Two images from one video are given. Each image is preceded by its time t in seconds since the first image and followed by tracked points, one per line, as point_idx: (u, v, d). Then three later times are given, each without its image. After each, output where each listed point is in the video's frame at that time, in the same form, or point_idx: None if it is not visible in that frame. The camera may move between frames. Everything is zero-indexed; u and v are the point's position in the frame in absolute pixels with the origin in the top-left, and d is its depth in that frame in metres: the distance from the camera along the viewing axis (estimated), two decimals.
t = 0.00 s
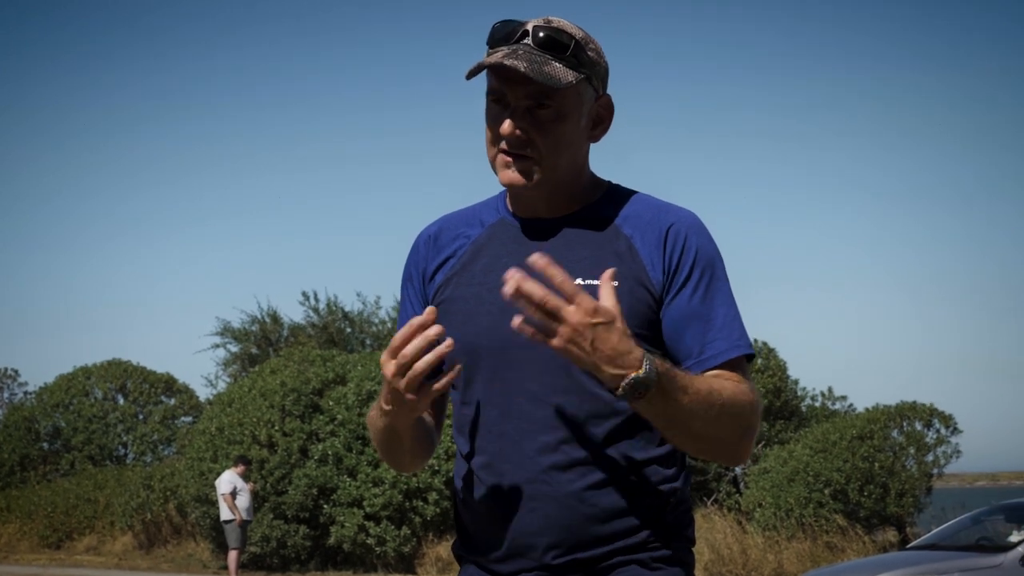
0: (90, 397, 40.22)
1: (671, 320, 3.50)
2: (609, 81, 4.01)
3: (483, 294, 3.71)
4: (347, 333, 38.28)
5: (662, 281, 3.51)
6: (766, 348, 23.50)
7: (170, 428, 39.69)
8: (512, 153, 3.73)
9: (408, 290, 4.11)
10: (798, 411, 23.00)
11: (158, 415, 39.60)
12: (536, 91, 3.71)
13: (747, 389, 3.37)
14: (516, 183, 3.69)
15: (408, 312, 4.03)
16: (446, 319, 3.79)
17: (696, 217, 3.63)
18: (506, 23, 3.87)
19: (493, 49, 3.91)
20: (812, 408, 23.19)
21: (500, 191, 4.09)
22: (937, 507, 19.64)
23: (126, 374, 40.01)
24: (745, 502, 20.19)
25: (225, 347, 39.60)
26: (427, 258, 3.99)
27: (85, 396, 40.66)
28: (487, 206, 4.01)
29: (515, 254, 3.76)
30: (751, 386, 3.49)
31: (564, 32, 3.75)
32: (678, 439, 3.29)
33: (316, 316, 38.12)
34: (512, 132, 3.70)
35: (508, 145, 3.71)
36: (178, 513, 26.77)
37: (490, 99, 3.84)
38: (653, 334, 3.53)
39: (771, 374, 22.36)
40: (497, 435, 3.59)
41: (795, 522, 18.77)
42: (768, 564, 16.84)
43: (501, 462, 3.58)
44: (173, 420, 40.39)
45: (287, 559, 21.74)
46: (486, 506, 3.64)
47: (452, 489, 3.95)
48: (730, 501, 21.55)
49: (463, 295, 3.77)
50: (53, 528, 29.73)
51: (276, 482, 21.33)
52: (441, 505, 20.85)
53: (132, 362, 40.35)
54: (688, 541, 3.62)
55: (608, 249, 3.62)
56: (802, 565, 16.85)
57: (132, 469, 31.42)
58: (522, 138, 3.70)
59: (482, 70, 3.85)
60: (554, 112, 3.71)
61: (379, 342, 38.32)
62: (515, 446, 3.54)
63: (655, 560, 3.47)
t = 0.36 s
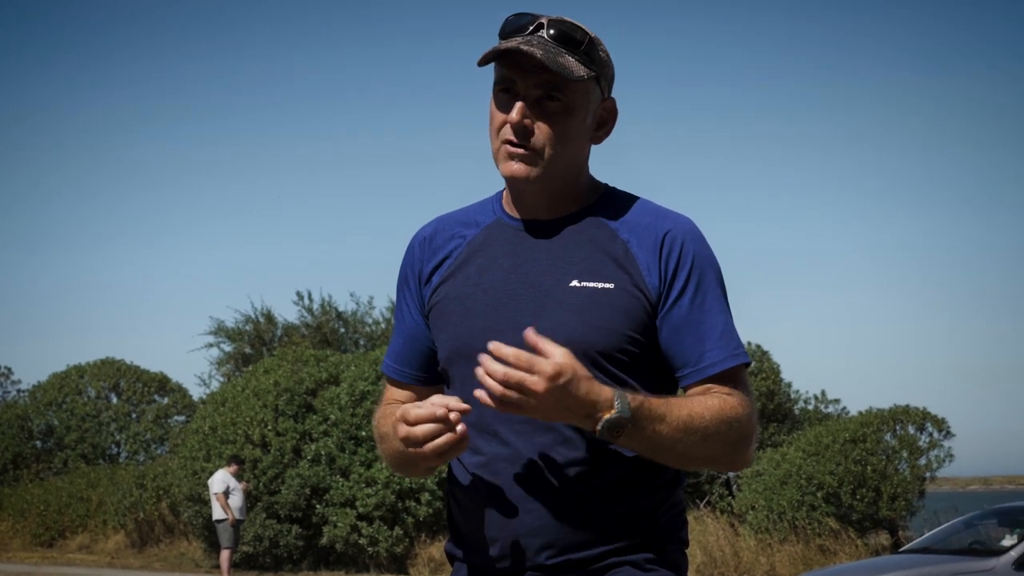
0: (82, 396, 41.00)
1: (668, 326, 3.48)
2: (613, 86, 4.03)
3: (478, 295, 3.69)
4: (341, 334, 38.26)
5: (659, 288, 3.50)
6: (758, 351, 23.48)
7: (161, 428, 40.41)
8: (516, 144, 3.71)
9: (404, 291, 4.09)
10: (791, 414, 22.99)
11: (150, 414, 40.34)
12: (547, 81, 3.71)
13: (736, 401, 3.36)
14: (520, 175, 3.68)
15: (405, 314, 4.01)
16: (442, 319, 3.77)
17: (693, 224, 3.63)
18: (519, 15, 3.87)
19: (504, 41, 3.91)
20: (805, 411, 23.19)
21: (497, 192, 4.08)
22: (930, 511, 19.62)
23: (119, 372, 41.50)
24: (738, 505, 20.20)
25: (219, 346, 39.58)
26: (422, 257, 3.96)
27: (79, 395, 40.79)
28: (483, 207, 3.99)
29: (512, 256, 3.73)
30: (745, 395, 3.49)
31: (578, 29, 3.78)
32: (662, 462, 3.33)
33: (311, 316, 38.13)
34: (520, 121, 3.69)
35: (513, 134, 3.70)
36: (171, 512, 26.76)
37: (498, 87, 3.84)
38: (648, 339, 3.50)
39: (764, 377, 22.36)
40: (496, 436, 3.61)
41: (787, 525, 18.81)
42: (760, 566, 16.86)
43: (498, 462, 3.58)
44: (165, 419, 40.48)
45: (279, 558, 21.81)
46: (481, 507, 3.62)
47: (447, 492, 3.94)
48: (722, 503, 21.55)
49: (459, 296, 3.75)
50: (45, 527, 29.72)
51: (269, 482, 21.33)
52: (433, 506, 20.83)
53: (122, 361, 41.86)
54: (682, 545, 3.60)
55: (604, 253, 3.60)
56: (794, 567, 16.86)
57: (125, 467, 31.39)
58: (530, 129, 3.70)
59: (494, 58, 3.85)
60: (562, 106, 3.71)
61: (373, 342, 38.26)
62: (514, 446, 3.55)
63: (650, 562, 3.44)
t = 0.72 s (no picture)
0: (82, 395, 40.85)
1: (664, 330, 3.49)
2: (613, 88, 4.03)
3: (475, 296, 3.70)
4: (341, 334, 38.28)
5: (655, 292, 3.50)
6: (757, 352, 23.49)
7: (161, 427, 40.21)
8: (516, 145, 3.71)
9: (404, 291, 4.10)
10: (790, 416, 23.01)
11: (150, 414, 40.30)
12: (546, 84, 3.70)
13: (731, 402, 3.37)
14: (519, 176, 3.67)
15: (404, 314, 4.02)
16: (441, 319, 3.78)
17: (691, 227, 3.62)
18: (519, 17, 3.86)
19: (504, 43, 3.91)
20: (804, 413, 23.21)
21: (497, 193, 4.08)
22: (929, 512, 19.61)
23: (119, 372, 41.39)
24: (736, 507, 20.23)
25: (218, 346, 39.55)
26: (422, 258, 3.97)
27: (79, 394, 40.78)
28: (482, 208, 3.99)
29: (510, 257, 3.74)
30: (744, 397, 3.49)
31: (579, 31, 3.77)
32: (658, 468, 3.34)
33: (311, 316, 38.15)
34: (519, 123, 3.69)
35: (512, 137, 3.70)
36: (171, 512, 26.77)
37: (498, 89, 3.83)
38: (644, 342, 3.51)
39: (763, 378, 22.37)
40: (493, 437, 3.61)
41: (787, 527, 18.82)
42: (759, 567, 16.85)
43: (495, 464, 3.59)
44: (165, 419, 40.47)
45: (278, 559, 21.81)
46: (478, 508, 3.63)
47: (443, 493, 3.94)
48: (721, 505, 21.60)
49: (457, 296, 3.75)
50: (44, 526, 29.69)
51: (268, 482, 21.33)
52: (433, 506, 20.87)
53: (123, 361, 41.79)
54: (680, 546, 3.59)
55: (601, 255, 3.60)
56: (793, 569, 16.85)
57: (124, 467, 31.37)
58: (529, 131, 3.70)
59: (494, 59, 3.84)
60: (561, 108, 3.71)
61: (372, 343, 38.26)
62: (511, 447, 3.55)
63: (647, 563, 3.44)
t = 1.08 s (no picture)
0: (82, 395, 40.72)
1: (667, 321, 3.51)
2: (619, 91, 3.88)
3: (478, 292, 3.70)
4: (341, 334, 38.29)
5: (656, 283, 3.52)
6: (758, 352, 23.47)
7: (162, 427, 40.10)
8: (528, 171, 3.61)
9: (404, 287, 4.09)
10: (791, 416, 22.96)
11: (150, 414, 40.12)
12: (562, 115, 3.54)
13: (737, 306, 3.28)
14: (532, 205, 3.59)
15: (404, 309, 4.02)
16: (442, 316, 3.78)
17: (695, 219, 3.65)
18: (531, 36, 3.64)
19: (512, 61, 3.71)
20: (804, 413, 23.21)
21: (500, 193, 4.06)
22: (928, 513, 19.60)
23: (119, 372, 40.92)
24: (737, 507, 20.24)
25: (218, 346, 39.52)
26: (424, 254, 3.97)
27: (79, 394, 40.68)
28: (486, 206, 3.98)
29: (513, 253, 3.73)
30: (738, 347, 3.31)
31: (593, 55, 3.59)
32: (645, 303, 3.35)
33: (311, 316, 38.14)
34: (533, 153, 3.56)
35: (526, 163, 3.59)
36: (171, 511, 26.77)
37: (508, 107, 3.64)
38: (646, 334, 3.52)
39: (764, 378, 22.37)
40: (487, 435, 3.60)
41: (787, 528, 18.81)
42: (759, 568, 16.84)
43: (494, 459, 3.57)
44: (165, 418, 40.44)
45: (278, 559, 21.80)
46: (477, 504, 3.62)
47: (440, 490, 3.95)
48: (721, 505, 21.62)
49: (459, 292, 3.76)
50: (44, 526, 29.69)
51: (268, 482, 21.31)
52: (433, 506, 20.88)
53: (123, 360, 41.48)
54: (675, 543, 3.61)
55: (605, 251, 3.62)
56: (794, 569, 16.84)
57: (124, 467, 31.34)
58: (540, 153, 3.56)
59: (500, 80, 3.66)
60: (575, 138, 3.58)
61: (373, 343, 38.26)
62: (504, 447, 3.54)
63: (642, 563, 3.46)
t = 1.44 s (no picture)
0: (86, 395, 40.58)
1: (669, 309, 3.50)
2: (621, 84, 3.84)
3: (479, 289, 3.70)
4: (345, 333, 38.31)
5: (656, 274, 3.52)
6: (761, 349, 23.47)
7: (166, 426, 39.41)
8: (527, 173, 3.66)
9: (407, 286, 4.09)
10: (795, 413, 22.92)
11: (155, 413, 39.59)
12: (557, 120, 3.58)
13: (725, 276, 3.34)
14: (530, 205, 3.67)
15: (406, 309, 4.02)
16: (442, 315, 3.78)
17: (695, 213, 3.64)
18: (525, 43, 3.66)
19: (507, 68, 3.73)
20: (808, 410, 23.22)
21: (500, 192, 4.05)
22: (932, 510, 19.60)
23: (123, 371, 40.84)
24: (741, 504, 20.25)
25: (222, 345, 39.53)
26: (425, 254, 3.96)
27: (83, 394, 40.53)
28: (486, 206, 3.97)
29: (512, 249, 3.72)
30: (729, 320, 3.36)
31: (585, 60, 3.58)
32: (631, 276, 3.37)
33: (315, 315, 38.14)
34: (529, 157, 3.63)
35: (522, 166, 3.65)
36: (175, 511, 26.78)
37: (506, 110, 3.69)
38: (649, 324, 3.51)
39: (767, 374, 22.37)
40: (489, 431, 3.61)
41: (791, 524, 18.81)
42: (764, 564, 16.85)
43: (495, 455, 3.57)
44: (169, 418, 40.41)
45: (283, 558, 21.80)
46: (480, 501, 3.62)
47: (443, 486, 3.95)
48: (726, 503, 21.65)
49: (459, 291, 3.75)
50: (49, 526, 29.73)
51: (272, 481, 21.29)
52: (438, 505, 20.90)
53: (126, 360, 41.34)
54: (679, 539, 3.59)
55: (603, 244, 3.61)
56: (799, 566, 16.85)
57: (128, 466, 31.31)
58: (541, 147, 3.60)
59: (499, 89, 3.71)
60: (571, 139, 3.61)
61: (376, 342, 38.27)
62: (506, 443, 3.54)
63: (645, 560, 3.44)
